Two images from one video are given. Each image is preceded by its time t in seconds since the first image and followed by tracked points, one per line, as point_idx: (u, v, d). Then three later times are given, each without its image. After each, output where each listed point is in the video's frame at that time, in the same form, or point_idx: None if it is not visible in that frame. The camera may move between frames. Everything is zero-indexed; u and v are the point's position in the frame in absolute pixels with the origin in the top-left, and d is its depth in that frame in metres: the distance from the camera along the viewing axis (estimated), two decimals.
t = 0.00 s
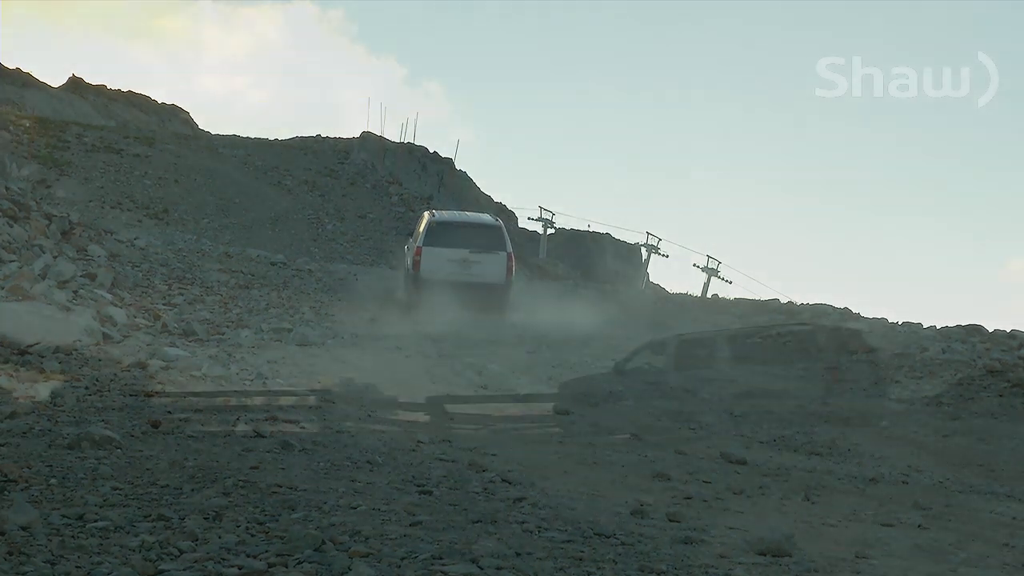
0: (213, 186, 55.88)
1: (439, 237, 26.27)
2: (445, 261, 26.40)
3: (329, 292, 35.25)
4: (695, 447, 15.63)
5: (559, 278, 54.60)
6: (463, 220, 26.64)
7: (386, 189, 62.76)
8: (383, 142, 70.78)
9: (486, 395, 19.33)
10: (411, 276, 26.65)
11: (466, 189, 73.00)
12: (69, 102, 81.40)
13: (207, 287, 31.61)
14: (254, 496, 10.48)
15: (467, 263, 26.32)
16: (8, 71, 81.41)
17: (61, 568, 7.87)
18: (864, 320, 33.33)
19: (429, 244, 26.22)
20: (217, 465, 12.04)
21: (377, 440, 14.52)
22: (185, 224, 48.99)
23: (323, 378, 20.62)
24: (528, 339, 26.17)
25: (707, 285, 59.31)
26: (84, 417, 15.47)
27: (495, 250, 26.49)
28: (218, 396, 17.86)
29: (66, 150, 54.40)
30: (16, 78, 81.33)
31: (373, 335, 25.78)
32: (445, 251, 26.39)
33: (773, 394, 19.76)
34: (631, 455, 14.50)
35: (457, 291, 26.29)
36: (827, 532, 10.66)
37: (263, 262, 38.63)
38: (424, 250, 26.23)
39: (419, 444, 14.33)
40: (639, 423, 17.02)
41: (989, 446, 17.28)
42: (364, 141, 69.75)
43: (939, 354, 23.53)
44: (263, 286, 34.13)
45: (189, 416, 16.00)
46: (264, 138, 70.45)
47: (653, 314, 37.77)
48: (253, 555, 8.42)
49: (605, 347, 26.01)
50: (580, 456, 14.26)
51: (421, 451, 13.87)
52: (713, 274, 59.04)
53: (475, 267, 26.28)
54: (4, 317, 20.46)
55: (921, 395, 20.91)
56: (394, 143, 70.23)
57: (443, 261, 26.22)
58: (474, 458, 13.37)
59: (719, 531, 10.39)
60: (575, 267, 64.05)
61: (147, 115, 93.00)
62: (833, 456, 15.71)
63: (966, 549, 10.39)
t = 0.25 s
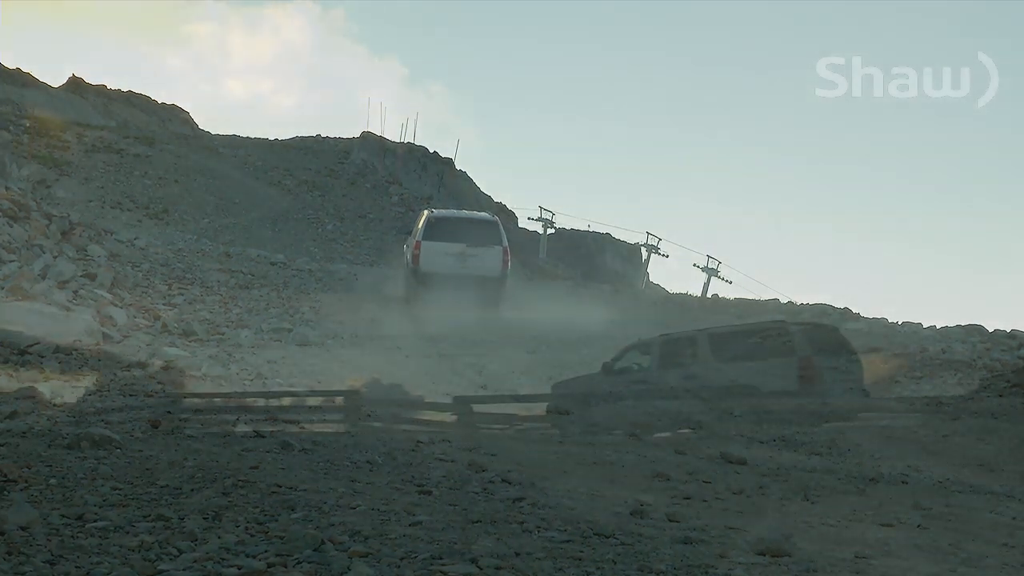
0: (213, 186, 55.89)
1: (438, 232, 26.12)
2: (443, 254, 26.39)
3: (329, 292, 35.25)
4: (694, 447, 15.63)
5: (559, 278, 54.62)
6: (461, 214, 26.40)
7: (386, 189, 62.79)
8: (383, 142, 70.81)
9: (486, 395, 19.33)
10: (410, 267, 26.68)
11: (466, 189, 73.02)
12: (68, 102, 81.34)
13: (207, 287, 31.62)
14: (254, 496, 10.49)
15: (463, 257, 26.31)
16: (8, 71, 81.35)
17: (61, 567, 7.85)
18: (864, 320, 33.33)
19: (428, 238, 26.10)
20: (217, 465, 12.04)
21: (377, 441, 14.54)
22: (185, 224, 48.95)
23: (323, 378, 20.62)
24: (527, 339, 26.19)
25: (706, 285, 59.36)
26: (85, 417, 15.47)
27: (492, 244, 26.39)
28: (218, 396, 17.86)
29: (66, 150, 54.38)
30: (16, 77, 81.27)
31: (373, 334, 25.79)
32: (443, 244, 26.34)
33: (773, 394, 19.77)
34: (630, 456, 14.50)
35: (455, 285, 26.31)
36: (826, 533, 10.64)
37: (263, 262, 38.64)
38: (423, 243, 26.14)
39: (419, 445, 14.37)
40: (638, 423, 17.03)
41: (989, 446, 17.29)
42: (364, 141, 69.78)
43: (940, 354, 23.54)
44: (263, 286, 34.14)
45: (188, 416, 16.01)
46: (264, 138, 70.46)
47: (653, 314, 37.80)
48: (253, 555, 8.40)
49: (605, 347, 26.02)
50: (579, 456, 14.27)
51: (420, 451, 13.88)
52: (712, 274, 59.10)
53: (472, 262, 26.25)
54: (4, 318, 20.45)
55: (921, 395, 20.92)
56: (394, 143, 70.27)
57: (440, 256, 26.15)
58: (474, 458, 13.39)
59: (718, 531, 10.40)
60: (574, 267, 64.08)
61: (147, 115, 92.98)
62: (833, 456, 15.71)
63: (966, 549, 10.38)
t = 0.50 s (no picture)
0: (213, 186, 55.88)
1: (437, 227, 25.52)
2: (440, 249, 25.83)
3: (329, 292, 35.25)
4: (694, 447, 15.63)
5: (559, 277, 54.64)
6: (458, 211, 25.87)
7: (385, 189, 62.82)
8: (383, 142, 70.82)
9: (486, 395, 19.33)
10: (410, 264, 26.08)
11: (466, 189, 73.04)
12: (68, 102, 81.32)
13: (207, 287, 31.60)
14: (254, 496, 10.48)
15: (461, 253, 25.77)
16: (8, 70, 81.31)
17: (60, 566, 7.84)
18: (864, 320, 33.36)
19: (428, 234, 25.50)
20: (216, 465, 12.04)
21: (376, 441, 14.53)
22: (185, 223, 48.91)
23: (323, 378, 20.61)
24: (527, 339, 26.17)
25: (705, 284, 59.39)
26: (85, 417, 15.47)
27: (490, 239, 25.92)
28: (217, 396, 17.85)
29: (66, 149, 54.34)
30: (16, 76, 81.18)
31: (373, 334, 25.78)
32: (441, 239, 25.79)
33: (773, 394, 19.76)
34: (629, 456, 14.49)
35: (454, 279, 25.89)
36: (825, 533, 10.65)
37: (263, 262, 38.64)
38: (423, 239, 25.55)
39: (418, 445, 14.36)
40: (638, 424, 17.03)
41: (988, 446, 17.29)
42: (364, 141, 69.79)
43: (939, 354, 23.55)
44: (263, 286, 34.14)
45: (188, 417, 16.01)
46: (264, 138, 70.46)
47: (652, 314, 37.83)
48: (252, 555, 8.38)
49: (605, 347, 26.02)
50: (579, 457, 14.28)
51: (420, 451, 13.87)
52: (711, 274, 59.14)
53: (470, 258, 25.73)
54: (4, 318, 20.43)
55: (921, 395, 20.92)
56: (394, 142, 70.28)
57: (439, 251, 25.55)
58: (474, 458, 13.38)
59: (718, 531, 10.39)
60: (574, 266, 64.10)
61: (147, 114, 92.97)
62: (832, 456, 15.72)
63: (966, 549, 10.37)
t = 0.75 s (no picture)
0: (213, 187, 55.73)
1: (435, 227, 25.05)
2: (439, 248, 25.36)
3: (330, 292, 35.11)
4: (696, 448, 15.43)
5: (559, 278, 54.46)
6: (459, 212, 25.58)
7: (385, 189, 62.66)
8: (383, 142, 70.68)
9: (485, 396, 19.16)
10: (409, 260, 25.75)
11: (466, 189, 72.88)
12: (68, 102, 81.18)
13: (207, 288, 31.44)
14: (254, 495, 10.28)
15: (459, 253, 25.31)
16: (8, 70, 81.15)
17: (56, 565, 7.63)
18: (866, 321, 33.18)
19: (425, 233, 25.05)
20: (215, 465, 11.84)
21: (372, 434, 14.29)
22: (184, 223, 48.70)
23: (322, 378, 20.43)
24: (527, 339, 26.00)
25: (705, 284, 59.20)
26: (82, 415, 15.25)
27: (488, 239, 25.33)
28: (216, 395, 17.66)
29: (66, 149, 54.19)
30: (16, 76, 81.01)
31: (373, 333, 25.61)
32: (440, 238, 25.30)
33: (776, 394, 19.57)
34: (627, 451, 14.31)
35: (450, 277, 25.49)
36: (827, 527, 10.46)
37: (264, 262, 38.50)
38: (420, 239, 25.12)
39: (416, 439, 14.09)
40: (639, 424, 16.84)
41: (992, 447, 17.09)
42: (364, 141, 69.66)
43: (942, 355, 23.36)
44: (263, 286, 33.98)
45: (187, 417, 15.82)
46: (265, 139, 70.33)
47: (653, 314, 37.66)
48: (253, 555, 8.17)
49: (606, 348, 25.85)
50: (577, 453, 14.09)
51: (417, 450, 13.67)
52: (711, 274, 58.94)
53: (466, 259, 25.25)
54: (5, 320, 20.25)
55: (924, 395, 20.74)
56: (394, 142, 70.15)
57: (436, 251, 25.11)
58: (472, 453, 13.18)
59: (719, 531, 10.19)
60: (574, 267, 63.92)
61: (148, 115, 92.82)
62: (834, 456, 15.52)
63: (970, 549, 10.17)
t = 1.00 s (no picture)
0: (213, 187, 55.89)
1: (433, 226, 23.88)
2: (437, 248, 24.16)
3: (329, 291, 35.29)
4: (694, 448, 15.66)
5: (558, 277, 54.67)
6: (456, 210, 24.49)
7: (385, 189, 62.86)
8: (382, 142, 70.88)
9: (485, 396, 19.37)
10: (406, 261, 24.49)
11: (466, 189, 73.06)
12: (68, 102, 81.33)
13: (207, 287, 31.63)
14: (254, 495, 10.51)
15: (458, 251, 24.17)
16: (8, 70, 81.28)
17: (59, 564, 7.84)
18: (862, 321, 33.40)
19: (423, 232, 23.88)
20: (216, 464, 12.07)
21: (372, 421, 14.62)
22: (185, 223, 48.87)
23: (322, 378, 20.65)
24: (526, 340, 26.21)
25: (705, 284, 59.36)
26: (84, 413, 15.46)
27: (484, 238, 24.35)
28: (216, 395, 17.87)
29: (66, 149, 54.34)
30: (16, 76, 81.14)
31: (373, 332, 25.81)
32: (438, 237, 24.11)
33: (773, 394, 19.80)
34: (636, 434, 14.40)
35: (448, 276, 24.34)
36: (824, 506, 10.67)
37: (263, 262, 38.69)
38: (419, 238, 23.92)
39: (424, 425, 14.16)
40: (638, 424, 17.07)
41: (987, 446, 17.31)
42: (363, 141, 69.84)
43: (937, 355, 23.59)
44: (262, 286, 34.17)
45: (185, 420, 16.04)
46: (264, 139, 70.51)
47: (651, 313, 37.85)
48: (254, 555, 8.40)
49: (605, 347, 26.06)
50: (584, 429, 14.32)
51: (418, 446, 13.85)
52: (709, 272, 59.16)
53: (465, 257, 24.11)
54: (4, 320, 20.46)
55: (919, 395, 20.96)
56: (394, 142, 70.34)
57: (436, 249, 23.88)
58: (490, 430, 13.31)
59: (718, 530, 10.41)
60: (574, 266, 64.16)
61: (147, 114, 92.97)
62: (832, 456, 15.75)
63: (962, 542, 10.38)
